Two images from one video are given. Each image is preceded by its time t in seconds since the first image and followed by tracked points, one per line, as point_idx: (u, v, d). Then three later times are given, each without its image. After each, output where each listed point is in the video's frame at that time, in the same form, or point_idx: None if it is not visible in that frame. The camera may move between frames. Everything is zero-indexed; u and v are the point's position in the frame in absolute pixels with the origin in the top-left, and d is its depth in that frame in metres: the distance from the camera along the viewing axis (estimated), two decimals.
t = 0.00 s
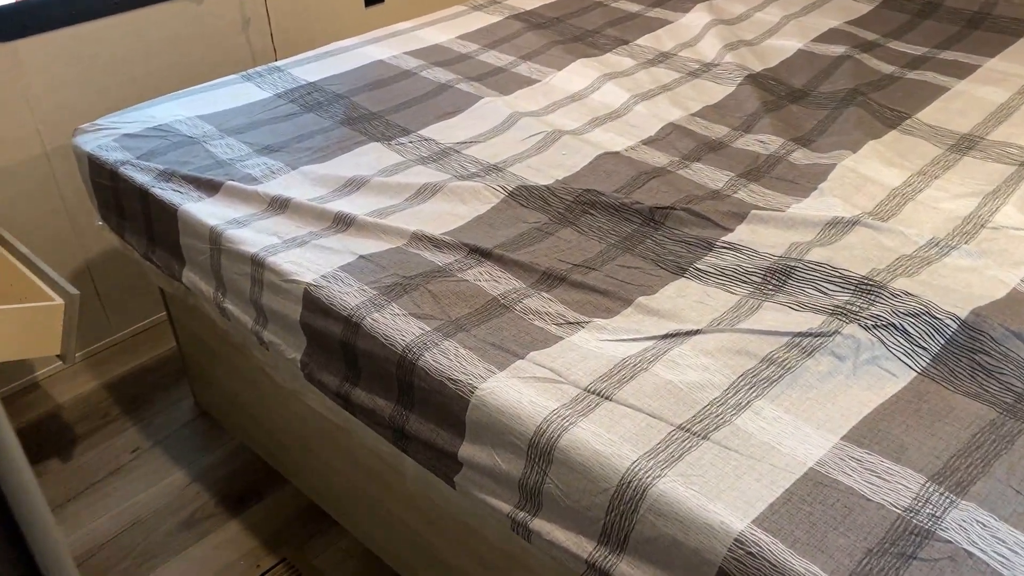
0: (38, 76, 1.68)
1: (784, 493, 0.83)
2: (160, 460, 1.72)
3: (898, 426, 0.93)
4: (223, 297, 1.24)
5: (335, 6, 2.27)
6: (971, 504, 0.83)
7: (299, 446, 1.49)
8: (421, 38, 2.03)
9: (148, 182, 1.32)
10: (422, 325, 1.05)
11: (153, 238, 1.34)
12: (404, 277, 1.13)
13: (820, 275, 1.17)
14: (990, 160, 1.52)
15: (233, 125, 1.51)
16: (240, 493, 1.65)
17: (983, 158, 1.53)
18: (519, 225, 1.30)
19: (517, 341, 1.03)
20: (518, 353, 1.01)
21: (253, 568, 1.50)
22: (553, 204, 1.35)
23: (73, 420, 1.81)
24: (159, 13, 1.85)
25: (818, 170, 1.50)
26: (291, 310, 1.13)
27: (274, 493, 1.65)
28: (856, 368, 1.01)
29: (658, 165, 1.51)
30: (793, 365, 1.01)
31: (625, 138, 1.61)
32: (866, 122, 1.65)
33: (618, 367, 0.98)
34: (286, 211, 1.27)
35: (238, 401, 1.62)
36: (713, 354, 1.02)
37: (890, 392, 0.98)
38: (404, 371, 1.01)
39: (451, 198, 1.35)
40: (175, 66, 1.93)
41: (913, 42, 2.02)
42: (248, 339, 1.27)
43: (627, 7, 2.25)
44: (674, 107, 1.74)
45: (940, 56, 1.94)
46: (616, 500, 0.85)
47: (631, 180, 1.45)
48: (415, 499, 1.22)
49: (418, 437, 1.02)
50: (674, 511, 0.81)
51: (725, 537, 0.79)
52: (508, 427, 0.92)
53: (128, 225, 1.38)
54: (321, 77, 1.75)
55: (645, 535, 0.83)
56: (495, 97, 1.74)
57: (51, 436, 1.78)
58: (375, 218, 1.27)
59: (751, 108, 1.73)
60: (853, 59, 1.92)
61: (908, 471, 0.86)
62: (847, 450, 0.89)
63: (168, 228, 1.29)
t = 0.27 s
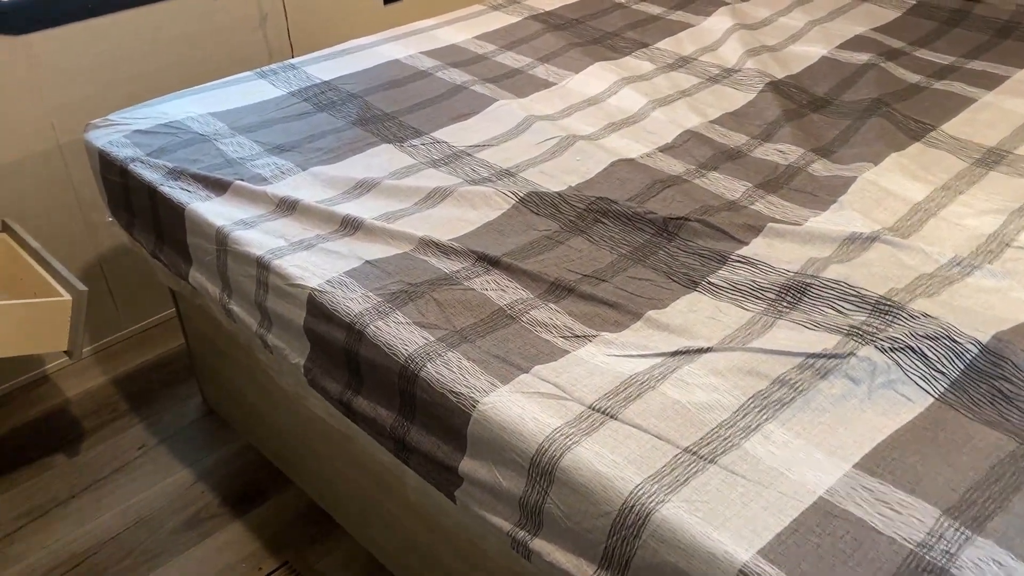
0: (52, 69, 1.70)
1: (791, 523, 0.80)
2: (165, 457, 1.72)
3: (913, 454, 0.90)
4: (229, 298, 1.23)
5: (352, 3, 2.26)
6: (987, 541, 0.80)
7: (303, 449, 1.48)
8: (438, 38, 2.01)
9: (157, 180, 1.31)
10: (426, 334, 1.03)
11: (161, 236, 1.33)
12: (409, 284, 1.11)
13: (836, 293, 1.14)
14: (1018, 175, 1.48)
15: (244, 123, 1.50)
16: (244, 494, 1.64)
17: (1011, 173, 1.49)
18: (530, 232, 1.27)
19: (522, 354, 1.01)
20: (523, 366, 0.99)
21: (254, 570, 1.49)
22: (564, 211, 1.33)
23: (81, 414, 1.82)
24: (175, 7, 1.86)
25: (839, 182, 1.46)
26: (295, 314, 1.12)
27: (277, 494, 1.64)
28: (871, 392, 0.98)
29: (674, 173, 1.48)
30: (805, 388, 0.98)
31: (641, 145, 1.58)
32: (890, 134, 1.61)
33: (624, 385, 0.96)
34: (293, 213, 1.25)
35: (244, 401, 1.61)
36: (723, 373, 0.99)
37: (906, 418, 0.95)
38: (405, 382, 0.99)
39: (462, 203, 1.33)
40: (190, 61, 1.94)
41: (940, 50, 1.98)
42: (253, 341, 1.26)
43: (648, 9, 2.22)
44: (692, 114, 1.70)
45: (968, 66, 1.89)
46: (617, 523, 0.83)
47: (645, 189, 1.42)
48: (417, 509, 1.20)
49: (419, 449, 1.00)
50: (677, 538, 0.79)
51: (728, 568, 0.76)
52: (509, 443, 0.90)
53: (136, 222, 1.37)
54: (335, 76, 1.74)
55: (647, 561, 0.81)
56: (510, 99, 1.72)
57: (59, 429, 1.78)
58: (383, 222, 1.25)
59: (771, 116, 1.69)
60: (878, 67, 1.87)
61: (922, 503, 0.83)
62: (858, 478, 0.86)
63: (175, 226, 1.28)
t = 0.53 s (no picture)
0: (72, 67, 1.71)
1: (803, 562, 0.77)
2: (174, 459, 1.72)
3: (932, 493, 0.87)
4: (238, 304, 1.22)
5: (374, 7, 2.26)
6: None
7: (310, 457, 1.47)
8: (460, 44, 2.00)
9: (171, 182, 1.31)
10: (433, 349, 1.01)
11: (174, 238, 1.32)
12: (419, 297, 1.09)
13: (855, 320, 1.11)
14: None
15: (262, 127, 1.49)
16: (251, 498, 1.63)
17: None
18: (544, 246, 1.25)
19: (531, 373, 0.99)
20: (530, 386, 0.97)
21: None
22: (580, 226, 1.30)
23: (92, 413, 1.82)
24: (196, 8, 1.86)
25: (863, 203, 1.42)
26: (303, 324, 1.11)
27: (284, 500, 1.63)
28: (889, 425, 0.95)
29: (694, 189, 1.45)
30: (821, 418, 0.95)
31: (660, 159, 1.55)
32: (917, 153, 1.57)
33: (634, 410, 0.93)
34: (306, 220, 1.24)
35: (253, 405, 1.60)
36: (736, 401, 0.97)
37: (925, 454, 0.92)
38: (411, 398, 0.97)
39: (476, 214, 1.31)
40: (210, 61, 1.94)
41: (971, 68, 1.93)
42: (261, 348, 1.25)
43: (673, 18, 2.18)
44: (714, 127, 1.67)
45: (1000, 85, 1.85)
46: (622, 554, 0.80)
47: (663, 204, 1.39)
48: (421, 523, 1.19)
49: (423, 466, 0.98)
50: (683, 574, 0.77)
51: None
52: (514, 466, 0.88)
53: (150, 224, 1.37)
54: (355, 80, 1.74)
55: None
56: (529, 108, 1.70)
57: (70, 427, 1.78)
58: (396, 232, 1.24)
59: (795, 132, 1.66)
60: (906, 84, 1.83)
61: (939, 545, 0.80)
62: (873, 517, 0.83)
63: (187, 229, 1.28)
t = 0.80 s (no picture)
0: (97, 71, 1.73)
1: None
2: (187, 465, 1.72)
3: (954, 539, 0.84)
4: (252, 315, 1.22)
5: (400, 15, 2.26)
6: None
7: (320, 468, 1.46)
8: (485, 55, 1.99)
9: (189, 190, 1.32)
10: (444, 370, 1.00)
11: (191, 246, 1.33)
12: (432, 315, 1.08)
13: (877, 353, 1.08)
14: None
15: (283, 135, 1.51)
16: (261, 507, 1.63)
17: None
18: (561, 265, 1.23)
19: (542, 398, 0.97)
20: (541, 412, 0.95)
21: None
22: (598, 245, 1.28)
23: (108, 415, 1.83)
24: (223, 15, 1.88)
25: (890, 230, 1.38)
26: (315, 338, 1.10)
27: (294, 510, 1.63)
28: (910, 465, 0.92)
29: (716, 211, 1.42)
30: (839, 456, 0.92)
31: (683, 177, 1.52)
32: (947, 179, 1.54)
33: (647, 440, 0.91)
34: (322, 233, 1.24)
35: (266, 413, 1.60)
36: (753, 435, 0.94)
37: (947, 496, 0.89)
38: (420, 420, 0.96)
39: (493, 230, 1.30)
40: (235, 68, 1.96)
41: (1005, 91, 1.89)
42: (273, 359, 1.24)
43: (701, 33, 2.16)
44: (739, 146, 1.64)
45: None
46: None
47: (684, 225, 1.36)
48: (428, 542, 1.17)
49: (431, 489, 0.96)
50: None
51: None
52: (522, 495, 0.86)
53: (167, 230, 1.38)
54: (377, 90, 1.75)
55: None
56: (552, 123, 1.68)
57: (85, 429, 1.79)
58: (412, 247, 1.23)
59: (822, 154, 1.62)
60: (938, 107, 1.79)
61: None
62: (892, 561, 0.80)
63: (204, 238, 1.28)
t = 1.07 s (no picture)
0: (125, 80, 1.76)
1: None
2: (204, 473, 1.72)
3: None
4: (270, 327, 1.22)
5: (428, 26, 2.26)
6: None
7: (335, 480, 1.45)
8: (512, 67, 1.98)
9: (211, 200, 1.35)
10: (459, 390, 0.98)
11: (212, 256, 1.36)
12: (449, 332, 1.07)
13: (907, 384, 1.05)
14: None
15: (307, 146, 1.53)
16: (275, 519, 1.62)
17: None
18: (582, 283, 1.21)
19: (559, 421, 0.95)
20: (557, 436, 0.93)
21: None
22: (621, 263, 1.26)
23: (128, 421, 1.84)
24: (250, 24, 1.90)
25: (923, 254, 1.34)
26: (331, 353, 1.09)
27: (309, 522, 1.62)
28: (940, 502, 0.89)
29: (743, 230, 1.38)
30: (866, 490, 0.89)
31: (709, 195, 1.48)
32: (982, 202, 1.49)
33: (666, 469, 0.89)
34: (342, 246, 1.24)
35: (283, 423, 1.60)
36: (776, 466, 0.91)
37: (978, 537, 0.85)
38: (434, 440, 0.95)
39: (515, 246, 1.28)
40: (262, 77, 1.98)
41: None
42: (290, 372, 1.24)
43: (731, 48, 2.12)
44: (768, 164, 1.60)
45: None
46: None
47: (710, 245, 1.33)
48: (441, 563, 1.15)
49: (443, 511, 0.95)
50: None
51: None
52: (535, 522, 0.84)
53: (190, 239, 1.42)
54: (402, 101, 1.75)
55: None
56: (577, 137, 1.66)
57: (105, 434, 1.80)
58: (431, 261, 1.21)
59: (853, 173, 1.58)
60: (974, 127, 1.75)
61: None
62: None
63: (224, 248, 1.31)
